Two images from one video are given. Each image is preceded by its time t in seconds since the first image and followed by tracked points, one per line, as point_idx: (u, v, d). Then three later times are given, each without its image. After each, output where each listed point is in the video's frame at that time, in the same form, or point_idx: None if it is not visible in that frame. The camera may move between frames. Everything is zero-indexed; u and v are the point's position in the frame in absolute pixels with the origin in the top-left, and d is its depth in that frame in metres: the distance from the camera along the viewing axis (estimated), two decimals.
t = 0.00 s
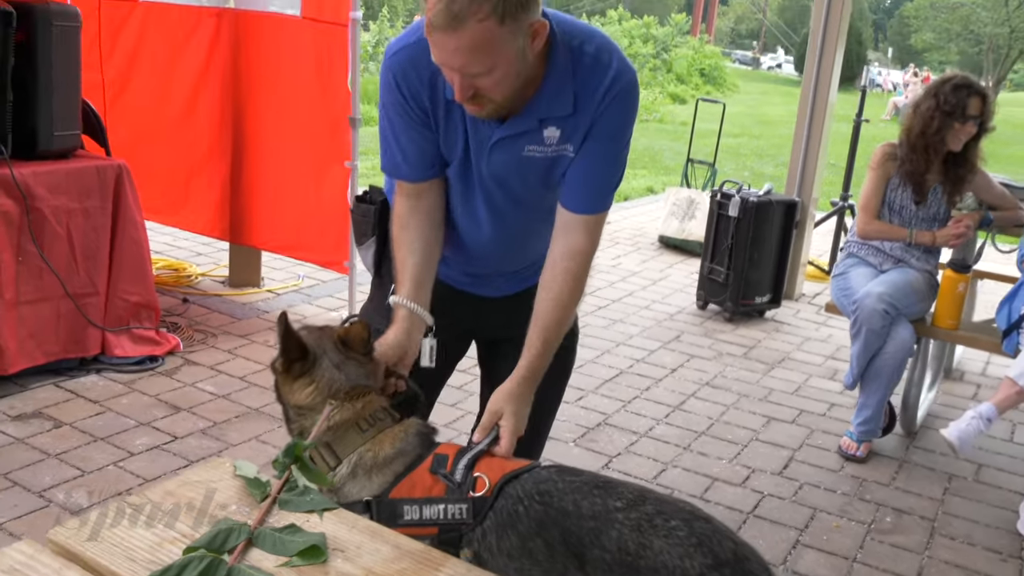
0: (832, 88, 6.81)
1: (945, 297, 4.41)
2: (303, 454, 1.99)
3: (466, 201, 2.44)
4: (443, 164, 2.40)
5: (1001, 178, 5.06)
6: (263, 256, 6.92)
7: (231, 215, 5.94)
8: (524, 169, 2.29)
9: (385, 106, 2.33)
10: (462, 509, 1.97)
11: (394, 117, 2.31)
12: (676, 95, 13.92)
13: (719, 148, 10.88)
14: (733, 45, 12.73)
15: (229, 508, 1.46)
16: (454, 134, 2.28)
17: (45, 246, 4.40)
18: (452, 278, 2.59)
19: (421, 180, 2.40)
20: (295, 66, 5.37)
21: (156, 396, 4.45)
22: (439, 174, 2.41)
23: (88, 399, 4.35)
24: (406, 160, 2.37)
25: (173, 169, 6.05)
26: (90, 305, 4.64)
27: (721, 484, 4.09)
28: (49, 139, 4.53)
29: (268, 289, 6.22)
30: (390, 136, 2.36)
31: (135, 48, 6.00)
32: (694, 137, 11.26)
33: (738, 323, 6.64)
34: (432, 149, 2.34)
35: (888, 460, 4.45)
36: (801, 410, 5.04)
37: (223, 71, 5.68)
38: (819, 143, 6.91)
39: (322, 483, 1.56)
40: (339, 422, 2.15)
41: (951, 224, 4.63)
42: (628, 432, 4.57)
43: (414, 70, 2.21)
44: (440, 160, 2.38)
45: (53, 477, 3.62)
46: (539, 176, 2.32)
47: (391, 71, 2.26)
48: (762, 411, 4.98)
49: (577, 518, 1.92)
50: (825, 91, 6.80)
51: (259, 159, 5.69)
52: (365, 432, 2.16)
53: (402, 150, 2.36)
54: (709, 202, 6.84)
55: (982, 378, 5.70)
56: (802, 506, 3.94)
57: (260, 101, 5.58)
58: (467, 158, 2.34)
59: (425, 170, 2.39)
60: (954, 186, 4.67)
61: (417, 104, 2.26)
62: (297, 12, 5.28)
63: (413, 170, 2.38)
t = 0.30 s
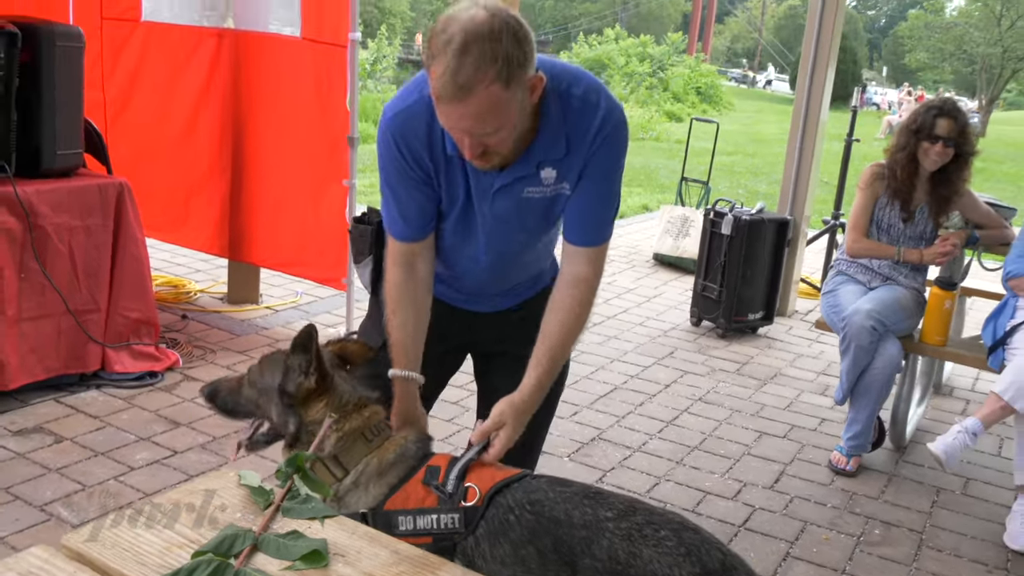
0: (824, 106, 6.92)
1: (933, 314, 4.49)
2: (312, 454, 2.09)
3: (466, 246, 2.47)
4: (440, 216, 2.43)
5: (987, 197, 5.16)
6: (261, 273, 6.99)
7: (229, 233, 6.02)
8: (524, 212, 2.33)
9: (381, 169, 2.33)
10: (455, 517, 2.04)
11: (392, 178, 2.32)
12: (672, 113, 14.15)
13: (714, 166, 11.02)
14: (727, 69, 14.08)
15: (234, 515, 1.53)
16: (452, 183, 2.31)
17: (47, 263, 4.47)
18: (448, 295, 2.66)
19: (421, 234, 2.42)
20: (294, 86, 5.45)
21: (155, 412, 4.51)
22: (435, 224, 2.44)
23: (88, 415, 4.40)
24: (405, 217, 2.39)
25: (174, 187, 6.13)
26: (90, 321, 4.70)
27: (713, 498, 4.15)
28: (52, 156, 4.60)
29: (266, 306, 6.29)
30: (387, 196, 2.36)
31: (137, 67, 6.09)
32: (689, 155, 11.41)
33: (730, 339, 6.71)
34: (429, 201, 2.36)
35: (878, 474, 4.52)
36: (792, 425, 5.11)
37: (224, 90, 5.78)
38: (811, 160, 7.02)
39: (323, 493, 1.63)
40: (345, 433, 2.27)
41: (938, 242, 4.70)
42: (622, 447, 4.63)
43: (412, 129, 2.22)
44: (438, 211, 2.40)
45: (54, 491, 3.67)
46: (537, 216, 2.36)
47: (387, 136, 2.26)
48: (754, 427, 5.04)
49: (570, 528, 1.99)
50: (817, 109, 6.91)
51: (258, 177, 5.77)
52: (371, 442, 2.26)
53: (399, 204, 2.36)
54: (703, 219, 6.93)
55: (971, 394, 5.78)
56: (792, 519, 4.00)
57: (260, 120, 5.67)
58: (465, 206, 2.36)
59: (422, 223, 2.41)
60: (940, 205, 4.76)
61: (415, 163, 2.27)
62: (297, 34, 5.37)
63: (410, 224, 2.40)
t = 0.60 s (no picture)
0: (796, 131, 7.08)
1: (905, 332, 4.61)
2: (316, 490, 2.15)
3: (463, 300, 2.57)
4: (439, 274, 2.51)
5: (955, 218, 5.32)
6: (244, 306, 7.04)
7: (213, 266, 6.07)
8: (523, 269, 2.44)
9: (388, 236, 2.40)
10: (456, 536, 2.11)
11: (397, 243, 2.38)
12: (647, 139, 14.01)
13: (690, 191, 11.16)
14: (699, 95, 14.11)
15: (246, 538, 1.61)
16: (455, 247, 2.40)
17: (34, 299, 4.51)
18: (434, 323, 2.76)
19: (421, 297, 2.48)
20: (278, 120, 5.54)
21: (144, 446, 4.54)
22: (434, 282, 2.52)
23: (77, 450, 4.43)
24: (415, 286, 2.45)
25: (158, 222, 6.18)
26: (77, 357, 4.74)
27: (698, 518, 4.23)
28: (38, 194, 4.66)
29: (250, 338, 6.33)
30: (392, 264, 2.42)
31: (120, 103, 6.15)
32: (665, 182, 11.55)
33: (710, 362, 6.82)
34: (431, 263, 2.44)
35: (857, 490, 4.62)
36: (773, 445, 5.21)
37: (208, 125, 5.85)
38: (785, 184, 7.17)
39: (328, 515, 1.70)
40: (348, 465, 2.33)
41: (909, 262, 4.83)
42: (606, 470, 4.71)
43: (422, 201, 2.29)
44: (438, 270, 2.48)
45: (46, 526, 3.70)
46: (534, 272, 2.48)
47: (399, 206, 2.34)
48: (735, 447, 5.14)
49: (562, 546, 2.06)
50: (789, 133, 7.07)
51: (242, 210, 5.84)
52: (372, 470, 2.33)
53: (402, 267, 2.42)
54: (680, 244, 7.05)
55: (946, 410, 5.91)
56: (775, 536, 4.09)
57: (243, 154, 5.75)
58: (466, 266, 2.45)
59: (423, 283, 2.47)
60: (909, 227, 4.89)
61: (423, 229, 2.36)
62: (279, 69, 5.47)
63: (412, 286, 2.47)
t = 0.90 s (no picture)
0: (756, 142, 7.24)
1: (868, 336, 4.76)
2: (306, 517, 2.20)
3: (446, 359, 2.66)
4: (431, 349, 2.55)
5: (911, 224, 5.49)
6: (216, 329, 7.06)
7: (185, 290, 6.10)
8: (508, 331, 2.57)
9: (394, 334, 2.39)
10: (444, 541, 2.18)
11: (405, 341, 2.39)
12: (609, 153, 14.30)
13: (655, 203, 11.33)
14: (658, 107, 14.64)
15: (249, 547, 1.68)
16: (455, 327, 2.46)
17: (10, 328, 4.53)
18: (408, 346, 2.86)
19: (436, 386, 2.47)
20: (246, 144, 5.60)
21: (123, 470, 4.56)
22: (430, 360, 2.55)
23: (56, 477, 4.44)
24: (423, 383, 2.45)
25: (128, 249, 6.19)
26: (53, 384, 4.75)
27: (673, 523, 4.33)
28: (12, 224, 4.67)
29: (223, 361, 6.36)
30: (400, 361, 2.41)
31: (87, 130, 6.17)
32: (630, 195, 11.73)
33: (679, 371, 6.94)
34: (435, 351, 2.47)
35: (827, 491, 4.75)
36: (743, 450, 5.33)
37: (176, 150, 5.88)
38: (747, 195, 7.34)
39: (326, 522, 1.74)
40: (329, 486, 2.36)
41: (869, 268, 4.99)
42: (583, 479, 4.80)
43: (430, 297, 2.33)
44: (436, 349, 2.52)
45: (29, 553, 3.71)
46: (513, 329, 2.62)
47: (408, 303, 2.35)
48: (707, 453, 5.25)
49: (550, 547, 2.14)
50: (750, 145, 7.24)
51: (213, 234, 5.87)
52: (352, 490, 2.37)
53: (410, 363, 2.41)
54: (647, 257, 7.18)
55: (909, 411, 6.07)
56: (749, 538, 4.19)
57: (212, 179, 5.79)
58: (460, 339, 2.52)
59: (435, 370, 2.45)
60: (869, 234, 5.06)
61: (430, 320, 2.39)
62: (246, 94, 5.54)
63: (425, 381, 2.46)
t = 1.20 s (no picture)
0: (735, 156, 7.37)
1: (846, 347, 4.86)
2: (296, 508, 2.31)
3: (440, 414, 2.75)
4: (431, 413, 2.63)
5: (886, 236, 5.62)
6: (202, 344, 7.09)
7: (172, 306, 6.14)
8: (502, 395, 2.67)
9: (410, 407, 2.42)
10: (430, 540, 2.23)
11: (418, 415, 2.44)
12: (588, 169, 14.44)
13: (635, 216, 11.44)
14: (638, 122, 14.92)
15: (256, 547, 1.74)
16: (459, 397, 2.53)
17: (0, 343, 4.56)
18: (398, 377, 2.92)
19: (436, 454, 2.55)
20: (232, 161, 5.66)
21: (112, 483, 4.59)
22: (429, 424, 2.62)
23: (46, 490, 4.47)
24: (434, 451, 2.49)
25: (115, 265, 6.23)
26: (43, 398, 4.78)
27: (658, 530, 4.41)
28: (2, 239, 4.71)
29: (210, 375, 6.39)
30: (415, 435, 2.45)
31: (73, 147, 6.21)
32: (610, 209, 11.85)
33: (661, 383, 7.04)
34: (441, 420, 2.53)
35: (807, 498, 4.85)
36: (725, 459, 5.42)
37: (163, 167, 5.94)
38: (727, 208, 7.46)
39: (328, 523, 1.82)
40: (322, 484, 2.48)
41: (847, 280, 5.10)
42: (568, 489, 4.88)
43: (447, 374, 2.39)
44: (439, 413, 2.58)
45: (21, 564, 3.74)
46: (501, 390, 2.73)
47: (429, 378, 2.39)
48: (689, 463, 5.34)
49: (541, 547, 2.21)
50: (729, 159, 7.36)
51: (200, 251, 5.92)
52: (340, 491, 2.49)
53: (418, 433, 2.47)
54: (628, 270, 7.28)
55: (887, 421, 6.18)
56: (732, 544, 4.28)
57: (199, 195, 5.85)
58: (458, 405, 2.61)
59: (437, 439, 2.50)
60: (846, 246, 5.18)
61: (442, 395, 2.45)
62: (232, 111, 5.61)
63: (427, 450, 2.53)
